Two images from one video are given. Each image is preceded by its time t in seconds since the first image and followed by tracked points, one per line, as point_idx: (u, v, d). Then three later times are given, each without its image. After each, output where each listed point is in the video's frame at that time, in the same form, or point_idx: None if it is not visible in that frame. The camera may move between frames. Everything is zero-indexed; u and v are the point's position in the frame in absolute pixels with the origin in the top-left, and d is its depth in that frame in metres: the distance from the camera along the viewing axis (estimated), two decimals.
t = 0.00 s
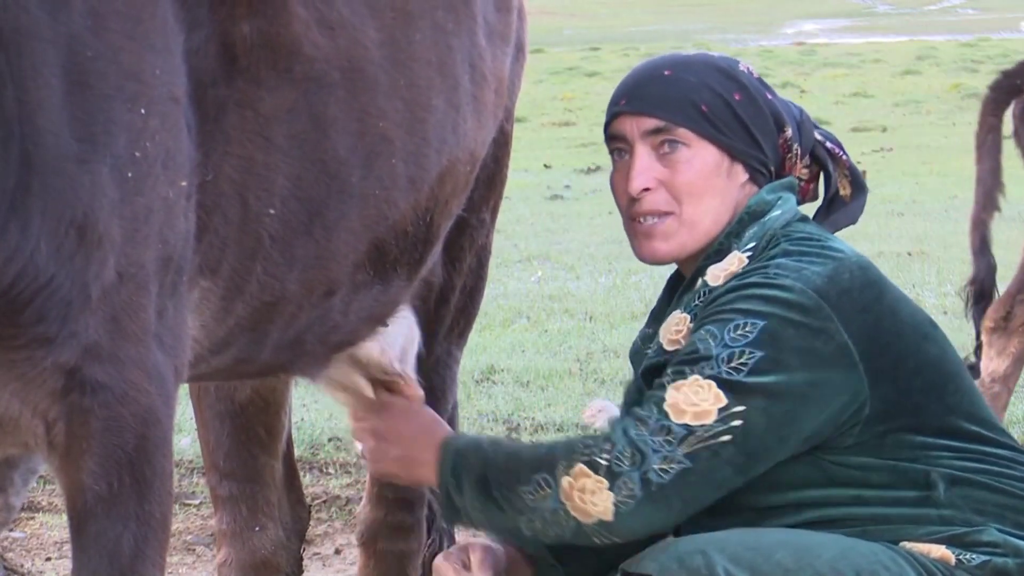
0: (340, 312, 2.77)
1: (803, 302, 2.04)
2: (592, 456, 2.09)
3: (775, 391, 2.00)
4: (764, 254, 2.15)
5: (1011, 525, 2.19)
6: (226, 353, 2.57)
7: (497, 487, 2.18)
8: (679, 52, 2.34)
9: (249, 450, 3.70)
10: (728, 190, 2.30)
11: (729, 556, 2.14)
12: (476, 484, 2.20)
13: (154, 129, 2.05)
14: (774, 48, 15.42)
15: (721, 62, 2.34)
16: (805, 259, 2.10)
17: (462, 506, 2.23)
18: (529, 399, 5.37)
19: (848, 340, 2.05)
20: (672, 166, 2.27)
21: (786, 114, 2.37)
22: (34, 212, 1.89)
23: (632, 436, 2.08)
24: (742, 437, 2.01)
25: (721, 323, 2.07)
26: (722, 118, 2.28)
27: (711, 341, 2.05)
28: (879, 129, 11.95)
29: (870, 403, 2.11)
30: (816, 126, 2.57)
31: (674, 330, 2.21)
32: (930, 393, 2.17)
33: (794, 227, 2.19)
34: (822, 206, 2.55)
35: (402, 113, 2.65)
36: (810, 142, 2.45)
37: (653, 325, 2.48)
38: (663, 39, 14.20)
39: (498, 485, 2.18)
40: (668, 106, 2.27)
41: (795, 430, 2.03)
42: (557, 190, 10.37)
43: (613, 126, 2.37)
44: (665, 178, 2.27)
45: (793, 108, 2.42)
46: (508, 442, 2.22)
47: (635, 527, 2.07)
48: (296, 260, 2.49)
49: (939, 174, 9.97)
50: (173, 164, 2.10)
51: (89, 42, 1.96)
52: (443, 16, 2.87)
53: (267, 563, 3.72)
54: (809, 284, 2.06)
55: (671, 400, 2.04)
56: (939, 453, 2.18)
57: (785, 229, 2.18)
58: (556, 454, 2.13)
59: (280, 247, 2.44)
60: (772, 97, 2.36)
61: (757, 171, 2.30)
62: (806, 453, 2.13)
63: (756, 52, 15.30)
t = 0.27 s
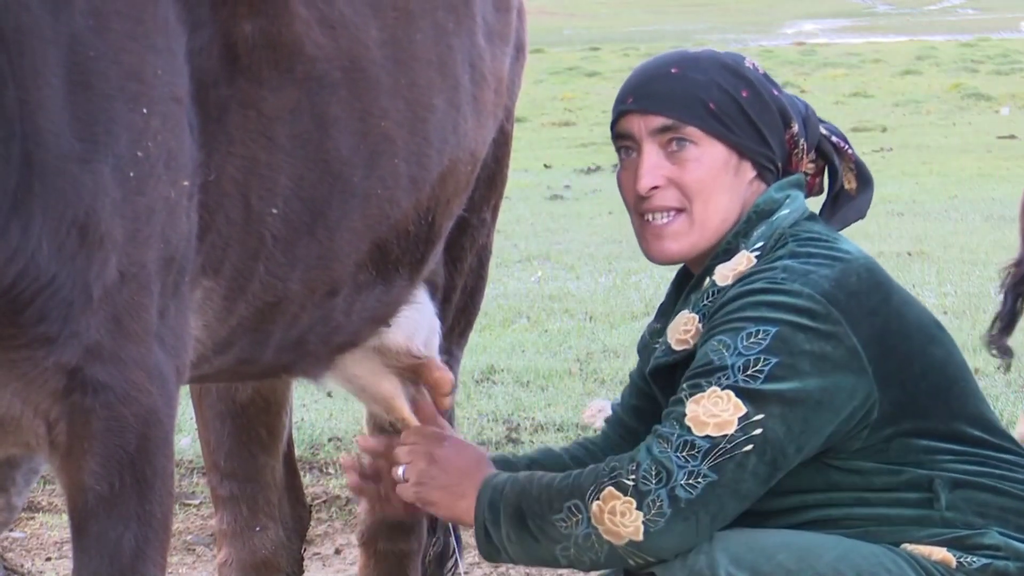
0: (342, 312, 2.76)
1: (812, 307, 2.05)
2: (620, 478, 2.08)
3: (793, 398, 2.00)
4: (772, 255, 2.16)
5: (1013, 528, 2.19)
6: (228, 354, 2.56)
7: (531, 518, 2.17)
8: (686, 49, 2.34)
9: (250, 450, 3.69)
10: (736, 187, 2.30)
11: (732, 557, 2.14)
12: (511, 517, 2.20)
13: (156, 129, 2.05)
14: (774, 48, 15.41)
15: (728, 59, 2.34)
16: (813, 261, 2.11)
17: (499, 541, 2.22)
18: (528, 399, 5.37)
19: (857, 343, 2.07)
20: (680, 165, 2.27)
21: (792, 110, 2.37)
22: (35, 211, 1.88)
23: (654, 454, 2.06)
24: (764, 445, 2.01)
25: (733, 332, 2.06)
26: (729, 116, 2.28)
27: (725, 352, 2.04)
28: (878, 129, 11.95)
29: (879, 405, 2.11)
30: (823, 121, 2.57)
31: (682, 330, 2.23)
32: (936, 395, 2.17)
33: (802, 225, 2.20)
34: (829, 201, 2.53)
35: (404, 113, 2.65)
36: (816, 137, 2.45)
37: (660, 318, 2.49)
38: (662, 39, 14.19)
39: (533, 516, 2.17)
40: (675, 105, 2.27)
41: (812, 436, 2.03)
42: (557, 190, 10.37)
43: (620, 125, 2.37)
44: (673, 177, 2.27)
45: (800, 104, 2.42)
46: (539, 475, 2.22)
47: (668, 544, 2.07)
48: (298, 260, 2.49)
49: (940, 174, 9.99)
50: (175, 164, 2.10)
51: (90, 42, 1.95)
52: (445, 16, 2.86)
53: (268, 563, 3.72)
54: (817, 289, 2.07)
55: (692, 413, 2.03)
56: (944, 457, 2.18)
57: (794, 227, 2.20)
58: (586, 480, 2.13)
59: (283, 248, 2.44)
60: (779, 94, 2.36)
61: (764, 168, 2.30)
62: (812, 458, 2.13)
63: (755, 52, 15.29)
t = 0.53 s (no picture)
0: (343, 314, 2.76)
1: (816, 306, 2.05)
2: (618, 481, 2.09)
3: (794, 398, 2.01)
4: (777, 255, 2.16)
5: (1015, 531, 2.18)
6: (228, 354, 2.56)
7: (530, 530, 2.17)
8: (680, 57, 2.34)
9: (250, 450, 3.69)
10: (739, 193, 2.29)
11: (732, 557, 2.14)
12: (509, 533, 2.20)
13: (155, 130, 2.05)
14: (773, 48, 15.41)
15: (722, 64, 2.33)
16: (817, 260, 2.11)
17: (498, 561, 2.21)
18: (528, 399, 5.37)
19: (861, 342, 2.07)
20: (681, 176, 2.27)
21: (790, 108, 2.35)
22: (35, 211, 1.88)
23: (655, 454, 2.07)
24: (765, 445, 2.01)
25: (736, 332, 2.06)
26: (728, 121, 2.27)
27: (728, 351, 2.04)
28: (877, 129, 11.95)
29: (883, 404, 2.12)
30: (821, 114, 2.57)
31: (685, 330, 2.25)
32: (940, 394, 2.18)
33: (807, 226, 2.21)
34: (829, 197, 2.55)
35: (405, 114, 2.65)
36: (816, 131, 2.44)
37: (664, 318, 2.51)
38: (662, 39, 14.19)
39: (531, 528, 2.17)
40: (673, 116, 2.26)
41: (814, 436, 2.04)
42: (557, 190, 10.37)
43: (619, 138, 2.36)
44: (675, 188, 2.26)
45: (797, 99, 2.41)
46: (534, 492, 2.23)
47: (669, 545, 2.07)
48: (299, 261, 2.49)
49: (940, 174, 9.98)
50: (174, 165, 2.10)
51: (90, 42, 1.95)
52: (446, 17, 2.86)
53: (268, 563, 3.72)
54: (822, 288, 2.07)
55: (694, 412, 2.04)
56: (947, 457, 2.18)
57: (799, 228, 2.20)
58: (583, 488, 2.14)
59: (284, 248, 2.44)
60: (776, 93, 2.35)
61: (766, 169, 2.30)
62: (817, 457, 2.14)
63: (755, 52, 15.29)
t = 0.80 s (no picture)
0: (343, 314, 2.76)
1: (806, 312, 1.99)
2: (600, 477, 1.95)
3: (781, 403, 1.93)
4: (766, 261, 2.12)
5: (1015, 530, 2.19)
6: (228, 355, 2.56)
7: (501, 526, 2.00)
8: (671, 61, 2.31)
9: (249, 450, 3.69)
10: (726, 199, 2.26)
11: (732, 557, 2.13)
12: (478, 528, 2.02)
13: (156, 130, 2.05)
14: (773, 48, 15.41)
15: (714, 70, 2.30)
16: (807, 267, 2.06)
17: (465, 555, 2.06)
18: (528, 399, 5.37)
19: (851, 349, 2.00)
20: (668, 178, 2.24)
21: (783, 117, 2.32)
22: (35, 211, 1.89)
23: (638, 453, 1.96)
24: (750, 450, 1.92)
25: (725, 335, 1.99)
26: (716, 126, 2.24)
27: (716, 355, 1.97)
28: (877, 129, 11.95)
29: (874, 410, 2.10)
30: (815, 122, 2.52)
31: (674, 336, 2.17)
32: (935, 398, 2.17)
33: (796, 232, 2.17)
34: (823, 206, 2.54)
35: (404, 114, 2.65)
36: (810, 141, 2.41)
37: (658, 328, 2.47)
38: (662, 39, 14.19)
39: (503, 523, 2.01)
40: (660, 119, 2.24)
41: (803, 443, 1.96)
42: (557, 190, 10.37)
43: (608, 138, 2.34)
44: (660, 191, 2.24)
45: (791, 107, 2.37)
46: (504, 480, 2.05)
47: (648, 545, 1.95)
48: (298, 261, 2.49)
49: (938, 175, 9.87)
50: (175, 165, 2.10)
51: (90, 42, 1.95)
52: (445, 17, 2.86)
53: (268, 564, 3.72)
54: (812, 294, 2.01)
55: (677, 414, 1.95)
56: (944, 458, 2.18)
57: (787, 235, 2.16)
58: (562, 479, 1.99)
59: (284, 249, 2.44)
60: (768, 101, 2.31)
61: (756, 177, 2.27)
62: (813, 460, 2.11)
63: (755, 52, 15.29)
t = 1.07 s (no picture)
0: (341, 314, 2.76)
1: (789, 311, 2.06)
2: (561, 455, 2.16)
3: (752, 398, 2.04)
4: (755, 257, 2.16)
5: (1008, 525, 2.19)
6: (226, 355, 2.57)
7: (461, 479, 2.27)
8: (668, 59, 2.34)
9: (248, 450, 3.70)
10: (718, 198, 2.29)
11: (727, 558, 2.13)
12: (439, 476, 2.30)
13: (153, 130, 2.05)
14: (773, 48, 15.40)
15: (711, 69, 2.33)
16: (794, 265, 2.12)
17: (423, 494, 2.34)
18: (527, 399, 5.37)
19: (835, 348, 2.07)
20: (661, 175, 2.27)
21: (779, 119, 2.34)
22: (31, 212, 1.89)
23: (603, 434, 2.14)
24: (715, 442, 2.06)
25: (705, 327, 2.09)
26: (710, 125, 2.27)
27: (693, 346, 2.08)
28: (876, 129, 11.95)
29: (857, 410, 2.11)
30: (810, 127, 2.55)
31: (661, 331, 2.21)
32: (925, 397, 2.17)
33: (785, 232, 2.20)
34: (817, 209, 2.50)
35: (402, 113, 2.65)
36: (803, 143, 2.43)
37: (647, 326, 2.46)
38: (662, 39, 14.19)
39: (462, 476, 2.27)
40: (655, 115, 2.27)
41: (773, 436, 2.07)
42: (557, 190, 10.37)
43: (603, 134, 2.37)
44: (653, 187, 2.27)
45: (786, 110, 2.40)
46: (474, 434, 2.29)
47: (601, 519, 2.17)
48: (296, 261, 2.49)
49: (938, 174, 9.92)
50: (172, 165, 2.10)
51: (88, 42, 1.96)
52: (444, 17, 2.87)
53: (267, 564, 3.71)
54: (795, 293, 2.07)
55: (647, 400, 2.10)
56: (935, 456, 2.18)
57: (776, 235, 2.19)
58: (525, 450, 2.20)
59: (282, 248, 2.44)
60: (764, 102, 2.34)
61: (748, 177, 2.30)
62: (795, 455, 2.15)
63: (755, 52, 15.29)
